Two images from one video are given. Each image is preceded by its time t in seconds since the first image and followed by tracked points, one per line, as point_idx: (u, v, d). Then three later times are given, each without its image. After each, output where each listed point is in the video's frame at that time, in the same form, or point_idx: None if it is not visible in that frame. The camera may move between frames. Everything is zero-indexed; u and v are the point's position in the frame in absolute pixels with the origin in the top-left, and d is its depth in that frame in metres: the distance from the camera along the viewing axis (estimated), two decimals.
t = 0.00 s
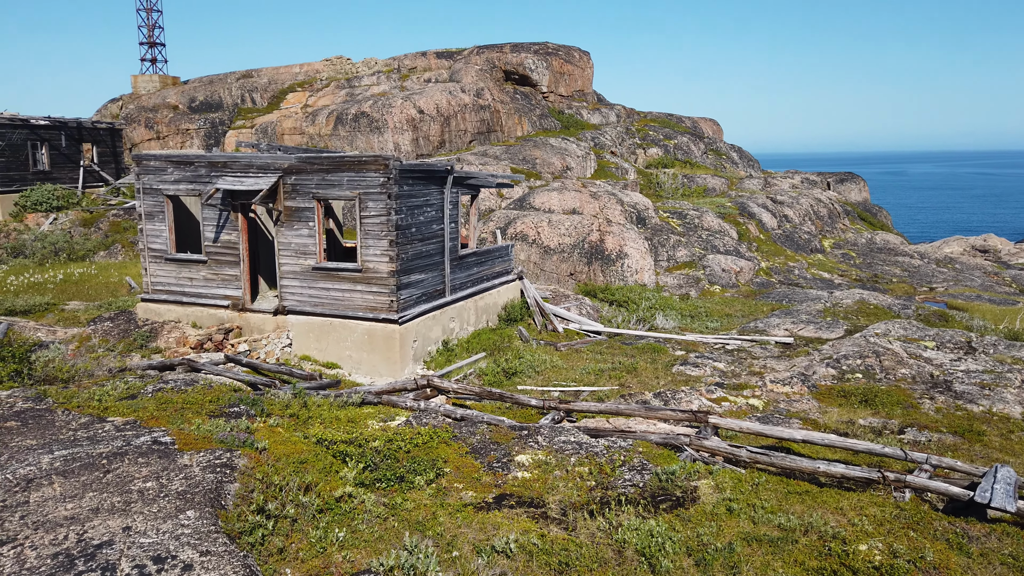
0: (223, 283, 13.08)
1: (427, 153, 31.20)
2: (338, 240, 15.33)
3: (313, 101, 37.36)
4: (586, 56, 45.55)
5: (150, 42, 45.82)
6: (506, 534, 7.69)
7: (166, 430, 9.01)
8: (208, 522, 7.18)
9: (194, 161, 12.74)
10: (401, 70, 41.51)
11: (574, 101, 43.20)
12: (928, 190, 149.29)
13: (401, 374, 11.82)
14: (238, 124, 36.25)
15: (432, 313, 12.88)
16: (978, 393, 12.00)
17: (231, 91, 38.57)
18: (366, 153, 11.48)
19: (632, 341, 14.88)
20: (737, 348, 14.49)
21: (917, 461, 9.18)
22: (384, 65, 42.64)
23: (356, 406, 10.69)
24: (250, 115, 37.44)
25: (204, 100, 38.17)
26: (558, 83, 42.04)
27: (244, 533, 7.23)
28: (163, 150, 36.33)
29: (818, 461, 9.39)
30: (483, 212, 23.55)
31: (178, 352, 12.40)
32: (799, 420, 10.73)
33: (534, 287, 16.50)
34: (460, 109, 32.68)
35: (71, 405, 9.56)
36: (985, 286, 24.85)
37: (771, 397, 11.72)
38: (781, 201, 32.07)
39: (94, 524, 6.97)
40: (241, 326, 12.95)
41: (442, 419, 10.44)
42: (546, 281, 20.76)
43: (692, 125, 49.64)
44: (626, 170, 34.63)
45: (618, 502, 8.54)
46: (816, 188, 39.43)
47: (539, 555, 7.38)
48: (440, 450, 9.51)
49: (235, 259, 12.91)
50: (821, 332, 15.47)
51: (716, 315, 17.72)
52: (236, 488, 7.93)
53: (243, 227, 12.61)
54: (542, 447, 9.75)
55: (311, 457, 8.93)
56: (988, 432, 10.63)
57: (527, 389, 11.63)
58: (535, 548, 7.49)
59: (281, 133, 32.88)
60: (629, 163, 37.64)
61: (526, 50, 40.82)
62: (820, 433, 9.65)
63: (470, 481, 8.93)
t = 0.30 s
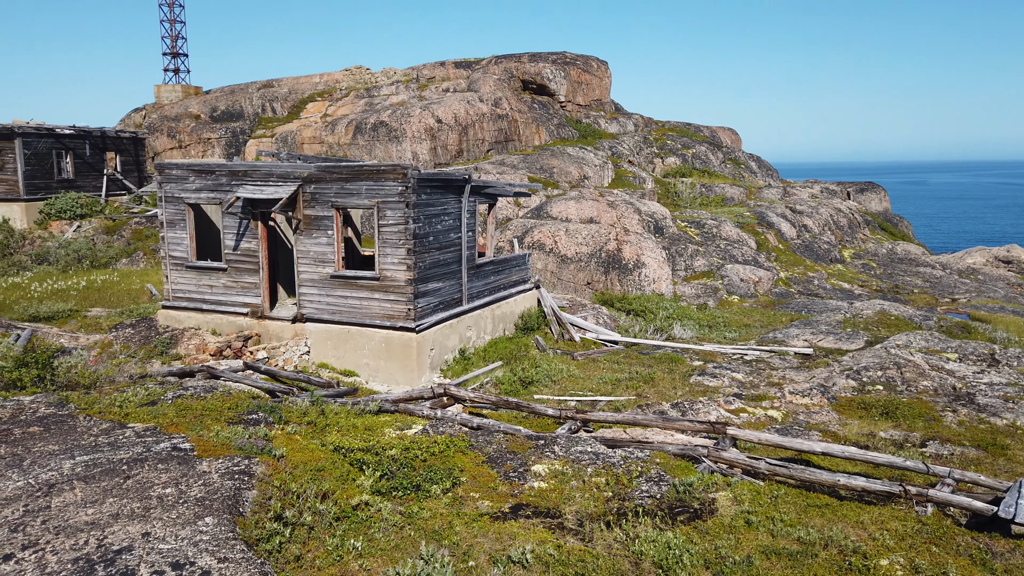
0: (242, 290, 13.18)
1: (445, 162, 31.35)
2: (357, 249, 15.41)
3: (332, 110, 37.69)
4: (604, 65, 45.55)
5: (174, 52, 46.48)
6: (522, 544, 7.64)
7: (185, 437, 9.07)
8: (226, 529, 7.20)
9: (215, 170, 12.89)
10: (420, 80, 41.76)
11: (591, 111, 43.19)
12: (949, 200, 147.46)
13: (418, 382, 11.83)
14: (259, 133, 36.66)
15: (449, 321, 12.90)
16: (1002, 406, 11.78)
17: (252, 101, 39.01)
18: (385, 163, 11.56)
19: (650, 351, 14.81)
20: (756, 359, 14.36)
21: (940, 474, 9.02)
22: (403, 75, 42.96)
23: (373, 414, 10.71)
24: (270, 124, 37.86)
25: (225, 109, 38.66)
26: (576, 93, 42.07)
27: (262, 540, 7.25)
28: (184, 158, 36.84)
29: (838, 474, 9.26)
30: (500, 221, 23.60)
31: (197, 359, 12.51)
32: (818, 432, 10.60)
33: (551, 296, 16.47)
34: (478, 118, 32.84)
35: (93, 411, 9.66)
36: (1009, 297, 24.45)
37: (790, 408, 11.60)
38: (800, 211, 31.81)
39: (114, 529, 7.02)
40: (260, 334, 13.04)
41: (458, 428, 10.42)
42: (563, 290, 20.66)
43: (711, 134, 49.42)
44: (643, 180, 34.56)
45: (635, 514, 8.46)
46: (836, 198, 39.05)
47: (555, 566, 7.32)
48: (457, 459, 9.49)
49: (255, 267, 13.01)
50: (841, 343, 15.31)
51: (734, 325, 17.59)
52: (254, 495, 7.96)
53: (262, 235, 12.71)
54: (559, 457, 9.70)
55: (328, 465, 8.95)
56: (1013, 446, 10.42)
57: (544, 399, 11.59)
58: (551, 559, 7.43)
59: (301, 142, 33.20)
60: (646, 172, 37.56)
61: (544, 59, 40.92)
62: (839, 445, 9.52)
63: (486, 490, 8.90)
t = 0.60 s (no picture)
0: (261, 297, 13.28)
1: (462, 171, 31.47)
2: (374, 257, 15.48)
3: (351, 119, 37.94)
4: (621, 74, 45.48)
5: (195, 62, 47.10)
6: (538, 554, 7.59)
7: (203, 443, 9.13)
8: (243, 536, 7.23)
9: (235, 179, 13.03)
10: (438, 89, 41.97)
11: (609, 119, 43.14)
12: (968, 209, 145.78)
13: (434, 390, 11.85)
14: (279, 142, 37.00)
15: (465, 329, 12.91)
16: None
17: (272, 110, 39.38)
18: (402, 172, 11.64)
19: (667, 361, 14.73)
20: (774, 369, 14.24)
21: (962, 487, 8.86)
22: (421, 84, 43.21)
23: (390, 421, 10.72)
24: (289, 133, 38.22)
25: (245, 118, 39.09)
26: (593, 102, 42.06)
27: (278, 547, 7.26)
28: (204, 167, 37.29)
29: (858, 486, 9.12)
30: (517, 230, 23.64)
31: (216, 365, 12.60)
32: (838, 443, 10.47)
33: (568, 305, 16.45)
34: (495, 127, 32.95)
35: (113, 417, 9.75)
36: None
37: (809, 419, 11.48)
38: (819, 220, 31.54)
39: (132, 535, 7.06)
40: (278, 341, 13.11)
41: (474, 436, 10.40)
42: (579, 298, 20.81)
43: (728, 143, 49.17)
44: (660, 188, 34.45)
45: (651, 524, 8.38)
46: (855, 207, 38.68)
47: None
48: (472, 468, 9.47)
49: (273, 275, 13.09)
50: (860, 353, 15.15)
51: (752, 335, 17.48)
52: (271, 502, 7.98)
53: (281, 243, 12.80)
54: (575, 466, 9.65)
55: (344, 472, 8.96)
56: None
57: (560, 408, 11.55)
58: (567, 569, 7.37)
59: (319, 151, 33.48)
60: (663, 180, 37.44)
61: (561, 68, 40.98)
62: (859, 457, 9.39)
63: (502, 499, 8.87)
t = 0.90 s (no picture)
0: (278, 304, 13.37)
1: (478, 179, 31.55)
2: (391, 264, 15.54)
3: (369, 127, 38.17)
4: (638, 82, 45.37)
5: (216, 71, 47.68)
6: (553, 564, 7.54)
7: (221, 449, 9.18)
8: (260, 542, 7.25)
9: (254, 187, 13.16)
10: (455, 97, 42.15)
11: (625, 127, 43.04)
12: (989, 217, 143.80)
13: (449, 398, 11.85)
14: (297, 150, 37.27)
15: (481, 337, 12.92)
16: None
17: (291, 118, 39.70)
18: (419, 180, 11.70)
19: (683, 369, 14.64)
20: (792, 379, 14.12)
21: (984, 500, 8.69)
22: (438, 93, 43.41)
23: (405, 429, 10.73)
24: (308, 141, 38.53)
25: (264, 126, 39.48)
26: (610, 110, 41.95)
27: (295, 554, 7.27)
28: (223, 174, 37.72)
29: (877, 498, 8.99)
30: (533, 238, 23.66)
31: (234, 371, 12.69)
32: (857, 454, 10.35)
33: (584, 313, 16.41)
34: (512, 135, 33.02)
35: (132, 422, 9.84)
36: None
37: (827, 430, 11.36)
38: (837, 229, 31.27)
39: (151, 539, 7.12)
40: (295, 348, 13.19)
41: (490, 444, 10.38)
42: (596, 306, 20.75)
43: (745, 150, 48.86)
44: (677, 196, 34.33)
45: (667, 535, 8.31)
46: (874, 215, 38.28)
47: None
48: (488, 476, 9.44)
49: (290, 282, 13.18)
50: (880, 363, 14.98)
51: (770, 344, 17.35)
52: (288, 508, 8.01)
53: (299, 250, 12.89)
54: (591, 475, 9.59)
55: (360, 480, 8.97)
56: None
57: (576, 416, 11.52)
58: None
59: (337, 159, 33.74)
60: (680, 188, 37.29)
61: (577, 77, 41.00)
62: (879, 469, 9.26)
63: (517, 508, 8.84)
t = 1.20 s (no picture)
0: (294, 311, 13.45)
1: (493, 186, 31.60)
2: (406, 271, 15.60)
3: (385, 135, 38.36)
4: (654, 90, 45.25)
5: (234, 79, 48.16)
6: (567, 573, 7.49)
7: (237, 455, 9.23)
8: (275, 548, 7.26)
9: (271, 195, 13.27)
10: (470, 105, 42.28)
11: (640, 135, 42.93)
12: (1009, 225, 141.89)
13: (464, 405, 11.85)
14: (314, 157, 37.50)
15: (496, 344, 12.92)
16: None
17: (308, 126, 39.98)
18: (435, 188, 11.75)
19: (699, 378, 14.55)
20: (809, 389, 13.99)
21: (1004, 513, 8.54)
22: (453, 101, 43.58)
23: (419, 436, 10.74)
24: (325, 149, 38.77)
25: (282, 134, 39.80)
26: (625, 117, 41.83)
27: (309, 560, 7.27)
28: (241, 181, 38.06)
29: (895, 510, 8.86)
30: (548, 245, 23.67)
31: (250, 377, 12.77)
32: (874, 465, 10.22)
33: (598, 321, 16.37)
34: (527, 143, 33.06)
35: (149, 428, 9.91)
36: None
37: (845, 440, 11.24)
38: (855, 237, 31.00)
39: (167, 545, 7.16)
40: (310, 354, 13.26)
41: (504, 452, 10.36)
42: (610, 314, 20.72)
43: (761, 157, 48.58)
44: (693, 204, 34.20)
45: (683, 545, 8.22)
46: (892, 224, 37.91)
47: None
48: (502, 484, 9.42)
49: (306, 289, 13.26)
50: (898, 373, 14.81)
51: (786, 353, 17.23)
52: (302, 515, 8.03)
53: (315, 257, 12.97)
54: (605, 484, 9.53)
55: (374, 487, 8.97)
56: None
57: (590, 424, 11.48)
58: None
59: (353, 167, 33.96)
60: (695, 196, 37.12)
61: (593, 85, 41.01)
62: (897, 480, 9.13)
63: (532, 516, 8.80)
